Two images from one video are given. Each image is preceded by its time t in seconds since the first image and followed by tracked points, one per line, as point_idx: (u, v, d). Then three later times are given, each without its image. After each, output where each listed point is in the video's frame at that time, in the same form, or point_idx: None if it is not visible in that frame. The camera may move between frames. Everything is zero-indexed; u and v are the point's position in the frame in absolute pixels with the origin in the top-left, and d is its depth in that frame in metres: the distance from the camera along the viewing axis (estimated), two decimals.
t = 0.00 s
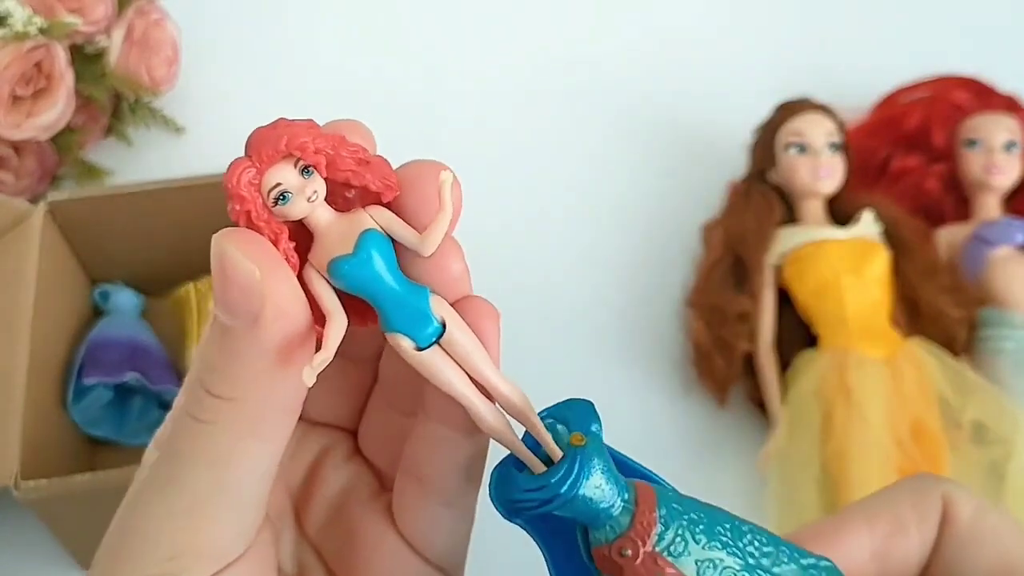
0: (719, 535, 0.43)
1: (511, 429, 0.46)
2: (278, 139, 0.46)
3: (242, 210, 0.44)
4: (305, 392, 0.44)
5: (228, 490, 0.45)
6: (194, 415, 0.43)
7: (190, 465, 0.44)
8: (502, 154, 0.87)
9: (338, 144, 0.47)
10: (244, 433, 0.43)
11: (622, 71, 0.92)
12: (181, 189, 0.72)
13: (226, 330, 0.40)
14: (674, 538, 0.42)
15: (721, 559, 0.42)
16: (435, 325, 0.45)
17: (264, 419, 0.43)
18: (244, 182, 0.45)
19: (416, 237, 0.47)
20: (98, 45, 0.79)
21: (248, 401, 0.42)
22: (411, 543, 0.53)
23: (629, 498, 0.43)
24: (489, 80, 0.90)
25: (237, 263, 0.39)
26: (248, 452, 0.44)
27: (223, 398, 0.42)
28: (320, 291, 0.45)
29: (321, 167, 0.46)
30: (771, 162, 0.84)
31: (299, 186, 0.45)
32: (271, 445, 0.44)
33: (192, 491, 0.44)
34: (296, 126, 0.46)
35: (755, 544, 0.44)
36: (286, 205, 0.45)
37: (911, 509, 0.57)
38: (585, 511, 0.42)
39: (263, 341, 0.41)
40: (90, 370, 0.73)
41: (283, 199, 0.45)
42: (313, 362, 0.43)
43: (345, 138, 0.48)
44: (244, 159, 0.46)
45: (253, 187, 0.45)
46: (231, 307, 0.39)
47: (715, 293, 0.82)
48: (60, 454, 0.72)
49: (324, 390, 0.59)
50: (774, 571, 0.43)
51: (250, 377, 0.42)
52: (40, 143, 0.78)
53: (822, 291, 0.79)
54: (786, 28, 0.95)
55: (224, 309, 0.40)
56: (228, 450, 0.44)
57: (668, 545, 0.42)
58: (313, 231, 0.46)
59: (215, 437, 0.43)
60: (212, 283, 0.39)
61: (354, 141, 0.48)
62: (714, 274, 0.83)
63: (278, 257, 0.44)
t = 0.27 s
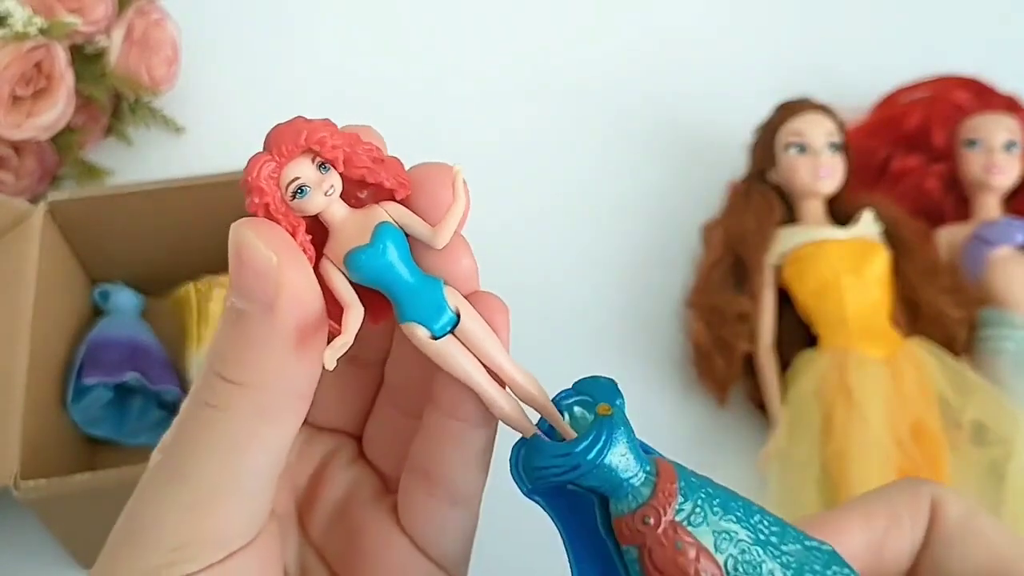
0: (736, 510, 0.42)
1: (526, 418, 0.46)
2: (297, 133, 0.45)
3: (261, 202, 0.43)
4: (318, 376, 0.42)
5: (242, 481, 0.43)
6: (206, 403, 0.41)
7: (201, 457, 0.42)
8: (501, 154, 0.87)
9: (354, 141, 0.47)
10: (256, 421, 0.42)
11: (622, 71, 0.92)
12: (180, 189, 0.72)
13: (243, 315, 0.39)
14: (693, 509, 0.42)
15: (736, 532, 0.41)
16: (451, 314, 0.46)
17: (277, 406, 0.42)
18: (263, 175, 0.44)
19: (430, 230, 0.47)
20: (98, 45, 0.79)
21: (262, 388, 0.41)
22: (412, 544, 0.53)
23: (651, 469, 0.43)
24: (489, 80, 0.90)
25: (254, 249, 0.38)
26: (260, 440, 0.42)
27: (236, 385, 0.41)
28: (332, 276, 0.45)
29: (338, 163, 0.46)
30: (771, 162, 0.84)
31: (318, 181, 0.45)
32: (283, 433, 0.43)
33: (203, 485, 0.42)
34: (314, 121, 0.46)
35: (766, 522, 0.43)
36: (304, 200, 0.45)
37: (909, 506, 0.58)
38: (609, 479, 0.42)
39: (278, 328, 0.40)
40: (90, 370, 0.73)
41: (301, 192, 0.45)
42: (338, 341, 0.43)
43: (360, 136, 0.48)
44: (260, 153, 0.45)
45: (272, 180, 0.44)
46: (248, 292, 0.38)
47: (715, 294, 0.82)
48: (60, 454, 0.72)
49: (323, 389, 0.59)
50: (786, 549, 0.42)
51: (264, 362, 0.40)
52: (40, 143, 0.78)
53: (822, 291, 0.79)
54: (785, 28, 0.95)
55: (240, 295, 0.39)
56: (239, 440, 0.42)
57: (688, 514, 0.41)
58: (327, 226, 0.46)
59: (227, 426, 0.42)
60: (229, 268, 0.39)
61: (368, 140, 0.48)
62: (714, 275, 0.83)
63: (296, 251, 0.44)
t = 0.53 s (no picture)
0: (717, 513, 0.43)
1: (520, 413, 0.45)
2: (299, 122, 0.45)
3: (262, 189, 0.44)
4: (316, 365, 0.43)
5: (239, 471, 0.43)
6: (204, 388, 0.42)
7: (198, 442, 0.43)
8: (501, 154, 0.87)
9: (356, 132, 0.47)
10: (255, 407, 0.42)
11: (622, 71, 0.92)
12: (180, 189, 0.72)
13: (242, 302, 0.40)
14: (672, 516, 0.42)
15: (718, 536, 0.42)
16: (448, 307, 0.45)
17: (275, 393, 0.42)
18: (264, 162, 0.44)
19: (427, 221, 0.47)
20: (98, 45, 0.79)
21: (260, 372, 0.42)
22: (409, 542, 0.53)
23: (626, 477, 0.43)
24: (489, 80, 0.90)
25: (256, 233, 0.39)
26: (258, 429, 0.43)
27: (234, 368, 0.41)
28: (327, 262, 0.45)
29: (339, 153, 0.46)
30: (771, 163, 0.84)
31: (318, 169, 0.45)
32: (281, 422, 0.43)
33: (201, 471, 0.43)
34: (315, 111, 0.46)
35: (751, 524, 0.44)
36: (304, 187, 0.45)
37: (908, 494, 0.57)
38: (584, 490, 0.42)
39: (276, 310, 0.40)
40: (90, 370, 0.73)
41: (301, 180, 0.45)
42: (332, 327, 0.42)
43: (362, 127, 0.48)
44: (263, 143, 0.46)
45: (273, 167, 0.44)
46: (248, 274, 0.39)
47: (715, 293, 0.82)
48: (60, 454, 0.72)
49: (322, 386, 0.59)
50: (772, 548, 0.43)
51: (261, 345, 0.41)
52: (40, 143, 0.78)
53: (822, 291, 0.79)
54: (785, 29, 0.95)
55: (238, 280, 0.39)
56: (237, 426, 0.42)
57: (666, 522, 0.42)
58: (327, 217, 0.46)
59: (225, 410, 0.42)
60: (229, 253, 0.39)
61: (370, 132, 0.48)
62: (714, 275, 0.82)
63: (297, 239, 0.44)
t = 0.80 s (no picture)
0: (747, 477, 0.40)
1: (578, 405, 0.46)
2: (365, 137, 0.44)
3: (326, 204, 0.42)
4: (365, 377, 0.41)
5: (281, 480, 0.41)
6: (255, 395, 0.39)
7: (241, 454, 0.40)
8: (500, 154, 0.87)
9: (416, 149, 0.46)
10: (302, 417, 0.40)
11: (621, 72, 0.92)
12: (178, 189, 0.73)
13: (297, 310, 0.37)
14: (704, 476, 0.39)
15: (747, 500, 0.39)
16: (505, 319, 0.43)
17: (324, 403, 0.40)
18: (329, 176, 0.42)
19: (485, 237, 0.45)
20: (98, 45, 0.79)
21: (313, 383, 0.39)
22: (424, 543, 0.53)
23: (660, 432, 0.39)
24: (488, 80, 0.90)
25: (321, 245, 0.36)
26: (303, 439, 0.40)
27: (286, 378, 0.39)
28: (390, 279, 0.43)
29: (399, 171, 0.45)
30: (771, 163, 0.84)
31: (381, 185, 0.43)
32: (326, 431, 0.41)
33: (241, 484, 0.40)
34: (377, 128, 0.45)
35: (777, 491, 0.40)
36: (366, 203, 0.43)
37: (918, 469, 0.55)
38: (615, 443, 0.39)
39: (337, 323, 0.38)
40: (90, 370, 0.73)
41: (363, 196, 0.43)
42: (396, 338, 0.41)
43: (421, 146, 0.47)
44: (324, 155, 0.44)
45: (336, 180, 0.43)
46: (310, 287, 0.36)
47: (715, 293, 0.82)
48: (60, 454, 0.72)
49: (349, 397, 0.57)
50: (797, 518, 0.40)
51: (316, 355, 0.38)
52: (40, 143, 0.78)
53: (821, 291, 0.79)
54: (783, 29, 0.95)
55: (296, 290, 0.37)
56: (283, 437, 0.40)
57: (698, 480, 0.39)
58: (385, 233, 0.44)
59: (271, 422, 0.40)
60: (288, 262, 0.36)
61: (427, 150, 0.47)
62: (714, 275, 0.83)
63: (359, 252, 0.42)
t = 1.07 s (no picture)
0: (715, 473, 0.40)
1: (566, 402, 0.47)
2: (365, 148, 0.44)
3: (326, 217, 0.41)
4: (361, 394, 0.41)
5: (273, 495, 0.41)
6: (251, 414, 0.39)
7: (237, 471, 0.40)
8: (500, 154, 0.87)
9: (417, 162, 0.45)
10: (297, 435, 0.40)
11: (621, 72, 0.92)
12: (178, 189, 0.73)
13: (298, 329, 0.37)
14: (667, 473, 0.40)
15: (715, 496, 0.40)
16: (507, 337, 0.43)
17: (319, 422, 0.40)
18: (330, 188, 0.42)
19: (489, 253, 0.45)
20: (98, 45, 0.79)
21: (311, 403, 0.39)
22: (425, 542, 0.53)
23: (622, 433, 0.41)
24: (489, 80, 0.90)
25: (321, 264, 0.36)
26: (297, 455, 0.41)
27: (285, 399, 0.39)
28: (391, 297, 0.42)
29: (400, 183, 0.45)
30: (771, 163, 0.84)
31: (382, 199, 0.43)
32: (319, 447, 0.41)
33: (235, 499, 0.40)
34: (378, 139, 0.44)
35: (749, 486, 0.41)
36: (367, 217, 0.42)
37: (901, 455, 0.55)
38: (577, 444, 0.40)
39: (338, 344, 0.38)
40: (90, 369, 0.73)
41: (364, 209, 0.42)
42: (399, 367, 0.41)
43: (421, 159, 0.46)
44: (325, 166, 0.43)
45: (337, 192, 0.42)
46: (307, 308, 0.36)
47: (715, 294, 0.82)
48: (60, 454, 0.72)
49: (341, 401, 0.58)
50: (769, 512, 0.41)
51: (318, 376, 0.38)
52: (40, 143, 0.78)
53: (821, 291, 0.79)
54: (784, 29, 0.95)
55: (293, 307, 0.37)
56: (279, 454, 0.40)
57: (662, 478, 0.40)
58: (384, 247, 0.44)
59: (268, 439, 0.40)
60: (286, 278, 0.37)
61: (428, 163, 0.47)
62: (714, 275, 0.82)
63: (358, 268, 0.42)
